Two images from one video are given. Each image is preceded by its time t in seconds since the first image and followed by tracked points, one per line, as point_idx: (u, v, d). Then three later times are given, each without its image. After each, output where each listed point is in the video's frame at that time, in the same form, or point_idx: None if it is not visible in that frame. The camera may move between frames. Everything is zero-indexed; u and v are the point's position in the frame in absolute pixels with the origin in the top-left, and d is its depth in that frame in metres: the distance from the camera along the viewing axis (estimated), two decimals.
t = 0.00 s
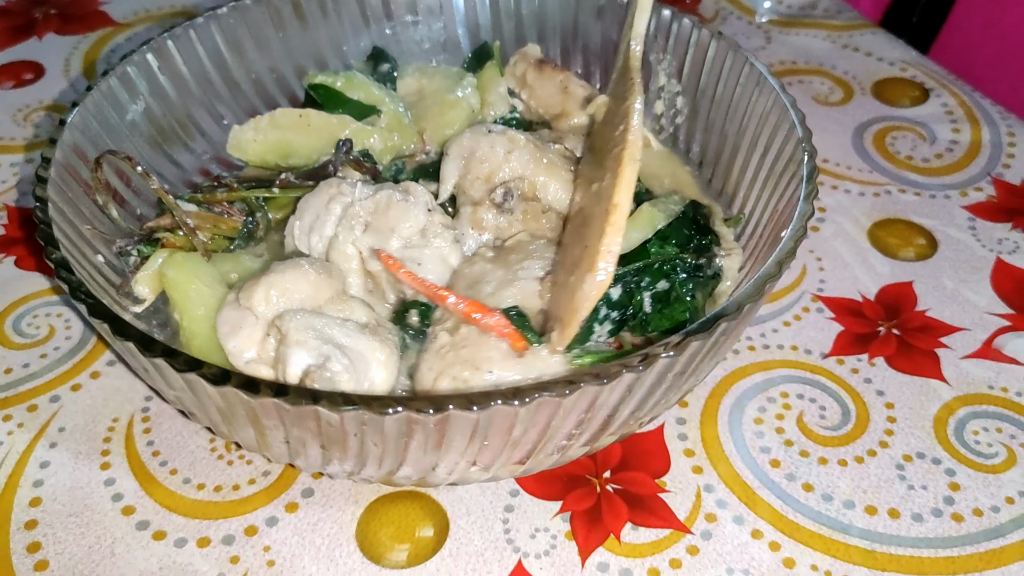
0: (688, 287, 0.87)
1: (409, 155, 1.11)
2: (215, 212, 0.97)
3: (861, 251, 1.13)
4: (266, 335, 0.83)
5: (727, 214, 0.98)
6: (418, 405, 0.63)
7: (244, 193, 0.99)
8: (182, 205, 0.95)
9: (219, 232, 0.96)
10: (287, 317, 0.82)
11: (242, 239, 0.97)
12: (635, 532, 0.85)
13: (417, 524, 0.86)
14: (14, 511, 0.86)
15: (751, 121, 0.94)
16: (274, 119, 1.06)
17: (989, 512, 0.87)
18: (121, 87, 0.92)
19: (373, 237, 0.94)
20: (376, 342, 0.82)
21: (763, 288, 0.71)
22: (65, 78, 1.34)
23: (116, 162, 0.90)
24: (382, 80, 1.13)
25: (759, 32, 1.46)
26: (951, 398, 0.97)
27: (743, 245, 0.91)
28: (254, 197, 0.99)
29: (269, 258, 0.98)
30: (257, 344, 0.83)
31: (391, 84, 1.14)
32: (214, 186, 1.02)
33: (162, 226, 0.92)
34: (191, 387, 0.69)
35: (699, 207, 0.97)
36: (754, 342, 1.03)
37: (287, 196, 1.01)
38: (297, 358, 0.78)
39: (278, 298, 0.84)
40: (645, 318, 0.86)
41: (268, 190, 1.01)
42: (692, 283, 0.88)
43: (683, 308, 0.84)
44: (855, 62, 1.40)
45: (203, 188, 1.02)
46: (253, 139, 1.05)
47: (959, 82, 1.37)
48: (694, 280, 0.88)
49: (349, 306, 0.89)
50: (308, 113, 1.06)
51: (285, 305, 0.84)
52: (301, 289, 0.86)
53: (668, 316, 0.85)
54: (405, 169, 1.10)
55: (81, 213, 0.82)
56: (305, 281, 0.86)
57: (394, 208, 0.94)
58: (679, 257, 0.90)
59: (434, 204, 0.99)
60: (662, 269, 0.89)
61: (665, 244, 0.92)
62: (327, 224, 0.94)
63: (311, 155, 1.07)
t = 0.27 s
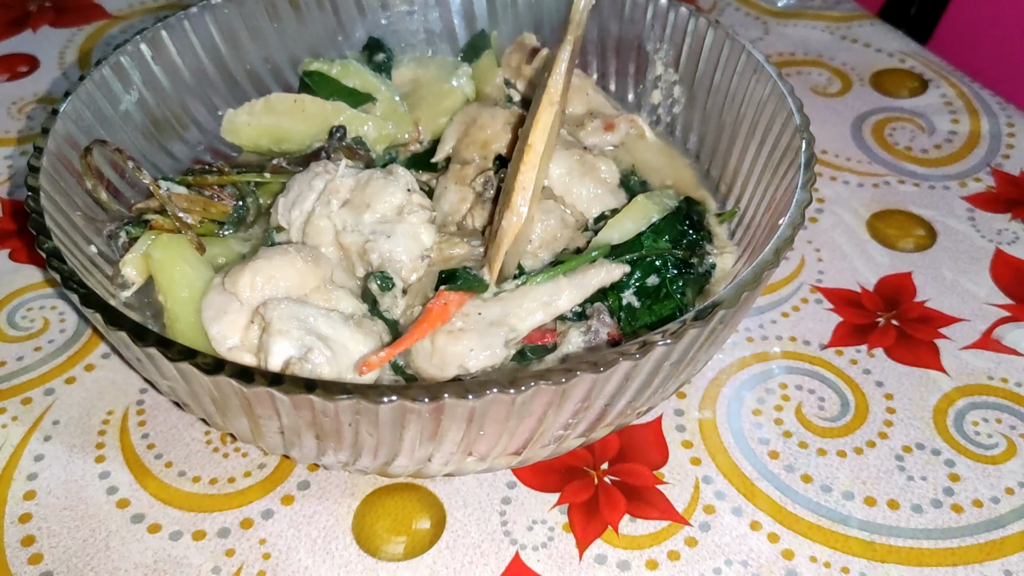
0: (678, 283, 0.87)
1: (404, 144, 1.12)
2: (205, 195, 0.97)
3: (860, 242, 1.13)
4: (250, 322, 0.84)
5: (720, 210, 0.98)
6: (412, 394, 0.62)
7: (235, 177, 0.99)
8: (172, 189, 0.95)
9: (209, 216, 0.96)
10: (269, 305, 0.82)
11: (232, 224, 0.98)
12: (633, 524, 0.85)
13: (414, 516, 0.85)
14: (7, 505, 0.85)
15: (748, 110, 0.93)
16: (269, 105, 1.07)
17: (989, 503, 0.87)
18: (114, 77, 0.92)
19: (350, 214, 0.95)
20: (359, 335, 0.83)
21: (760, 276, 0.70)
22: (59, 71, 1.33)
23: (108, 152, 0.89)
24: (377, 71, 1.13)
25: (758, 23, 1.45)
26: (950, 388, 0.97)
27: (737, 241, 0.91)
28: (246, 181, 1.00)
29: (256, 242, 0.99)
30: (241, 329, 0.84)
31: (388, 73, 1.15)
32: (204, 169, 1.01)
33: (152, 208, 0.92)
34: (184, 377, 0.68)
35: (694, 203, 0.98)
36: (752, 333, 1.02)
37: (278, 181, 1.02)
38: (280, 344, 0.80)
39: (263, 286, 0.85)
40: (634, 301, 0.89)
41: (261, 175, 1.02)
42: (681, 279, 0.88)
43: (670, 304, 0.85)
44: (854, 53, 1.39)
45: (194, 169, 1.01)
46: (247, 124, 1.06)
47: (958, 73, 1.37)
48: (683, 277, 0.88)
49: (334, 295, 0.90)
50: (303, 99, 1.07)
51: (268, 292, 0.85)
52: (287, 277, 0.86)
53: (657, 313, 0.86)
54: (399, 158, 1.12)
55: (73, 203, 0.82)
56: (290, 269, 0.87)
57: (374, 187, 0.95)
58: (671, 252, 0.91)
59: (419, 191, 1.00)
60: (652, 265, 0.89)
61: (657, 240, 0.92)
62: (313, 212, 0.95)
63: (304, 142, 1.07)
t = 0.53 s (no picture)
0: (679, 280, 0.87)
1: (404, 143, 1.12)
2: (204, 194, 0.97)
3: (860, 240, 1.13)
4: (250, 320, 0.84)
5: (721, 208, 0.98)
6: (412, 392, 0.62)
7: (234, 176, 0.99)
8: (171, 187, 0.96)
9: (208, 215, 0.97)
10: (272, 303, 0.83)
11: (232, 223, 0.99)
12: (633, 521, 0.85)
13: (413, 514, 0.85)
14: (8, 503, 0.85)
15: (748, 107, 0.93)
16: (269, 103, 1.08)
17: (989, 499, 0.87)
18: (114, 76, 0.92)
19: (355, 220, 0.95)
20: (358, 333, 0.82)
21: (760, 274, 0.70)
22: (58, 69, 1.33)
23: (107, 150, 0.89)
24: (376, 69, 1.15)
25: (757, 21, 1.45)
26: (950, 385, 0.97)
27: (738, 237, 0.91)
28: (245, 180, 1.00)
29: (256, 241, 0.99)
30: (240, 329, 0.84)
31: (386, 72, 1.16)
32: (203, 168, 1.02)
33: (151, 207, 0.92)
34: (184, 375, 0.68)
35: (693, 201, 0.98)
36: (752, 331, 1.02)
37: (279, 180, 1.02)
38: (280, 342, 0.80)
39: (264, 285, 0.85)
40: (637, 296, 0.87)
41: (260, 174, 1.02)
42: (679, 277, 0.88)
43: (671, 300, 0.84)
44: (853, 51, 1.39)
45: (193, 168, 1.02)
46: (246, 123, 1.07)
47: (957, 70, 1.37)
48: (683, 275, 0.88)
49: (334, 295, 0.90)
50: (302, 98, 1.08)
51: (267, 291, 0.85)
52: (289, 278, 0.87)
53: (659, 309, 0.85)
54: (398, 158, 1.12)
55: (72, 201, 0.82)
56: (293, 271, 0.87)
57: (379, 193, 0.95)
58: (671, 249, 0.91)
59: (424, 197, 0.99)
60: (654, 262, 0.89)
61: (658, 237, 0.92)
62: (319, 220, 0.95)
63: (303, 142, 1.08)
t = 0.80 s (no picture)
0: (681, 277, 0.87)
1: (404, 142, 1.12)
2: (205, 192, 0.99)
3: (862, 238, 1.13)
4: (252, 320, 0.84)
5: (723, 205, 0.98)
6: (415, 391, 0.62)
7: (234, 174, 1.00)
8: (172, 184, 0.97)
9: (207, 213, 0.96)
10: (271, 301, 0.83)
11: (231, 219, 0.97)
12: (635, 520, 0.85)
13: (415, 513, 0.85)
14: (9, 503, 0.85)
15: (750, 105, 0.93)
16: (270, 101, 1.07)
17: (992, 497, 0.87)
18: (114, 74, 0.92)
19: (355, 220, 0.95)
20: (361, 332, 0.82)
21: (762, 271, 0.70)
22: (58, 68, 1.33)
23: (108, 149, 0.89)
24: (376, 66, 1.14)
25: (758, 18, 1.45)
26: (953, 383, 0.97)
27: (740, 235, 0.91)
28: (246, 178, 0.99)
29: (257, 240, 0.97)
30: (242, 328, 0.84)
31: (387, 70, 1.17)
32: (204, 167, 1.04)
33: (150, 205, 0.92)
34: (185, 374, 0.68)
35: (695, 200, 0.98)
36: (754, 329, 1.02)
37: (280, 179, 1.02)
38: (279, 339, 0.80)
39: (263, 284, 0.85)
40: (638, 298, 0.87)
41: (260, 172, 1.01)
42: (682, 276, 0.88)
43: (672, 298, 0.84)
44: (855, 48, 1.39)
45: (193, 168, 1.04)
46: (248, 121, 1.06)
47: (959, 67, 1.36)
48: (686, 273, 0.89)
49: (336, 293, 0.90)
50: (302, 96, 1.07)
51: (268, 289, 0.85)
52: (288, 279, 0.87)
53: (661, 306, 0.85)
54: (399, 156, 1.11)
55: (73, 200, 0.81)
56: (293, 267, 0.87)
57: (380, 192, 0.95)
58: (675, 248, 0.91)
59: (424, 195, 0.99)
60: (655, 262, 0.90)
61: (659, 235, 0.93)
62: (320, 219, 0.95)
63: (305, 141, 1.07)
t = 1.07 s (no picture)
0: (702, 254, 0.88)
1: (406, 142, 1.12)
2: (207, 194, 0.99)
3: (864, 237, 1.12)
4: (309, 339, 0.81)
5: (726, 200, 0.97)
6: (418, 394, 0.62)
7: (236, 176, 1.01)
8: (173, 187, 0.95)
9: (210, 215, 0.97)
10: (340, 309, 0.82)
11: (234, 223, 0.98)
12: (639, 522, 0.84)
13: (418, 515, 0.85)
14: (9, 505, 0.85)
15: (753, 104, 0.93)
16: (270, 102, 1.07)
17: (997, 499, 0.87)
18: (114, 75, 0.91)
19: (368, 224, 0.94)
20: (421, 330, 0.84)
21: (767, 272, 0.70)
22: (58, 67, 1.32)
23: (109, 151, 0.88)
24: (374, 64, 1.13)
25: (760, 17, 1.44)
26: (957, 384, 0.96)
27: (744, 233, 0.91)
28: (247, 180, 1.01)
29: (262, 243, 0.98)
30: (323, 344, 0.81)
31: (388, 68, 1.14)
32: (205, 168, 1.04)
33: (152, 209, 0.91)
34: (186, 377, 0.68)
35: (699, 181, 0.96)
36: (757, 330, 1.02)
37: (280, 180, 1.02)
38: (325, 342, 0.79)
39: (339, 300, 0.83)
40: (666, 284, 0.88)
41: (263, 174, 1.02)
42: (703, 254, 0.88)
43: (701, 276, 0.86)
44: (857, 46, 1.39)
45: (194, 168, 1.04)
46: (249, 121, 1.06)
47: (962, 65, 1.36)
48: (705, 252, 0.89)
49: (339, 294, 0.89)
50: (303, 97, 1.07)
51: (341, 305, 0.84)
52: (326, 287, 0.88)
53: (689, 283, 0.87)
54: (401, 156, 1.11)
55: (73, 202, 0.81)
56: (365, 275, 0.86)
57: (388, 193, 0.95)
58: (690, 229, 0.91)
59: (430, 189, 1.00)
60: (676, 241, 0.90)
61: (673, 217, 0.92)
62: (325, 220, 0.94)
63: (306, 140, 1.07)
